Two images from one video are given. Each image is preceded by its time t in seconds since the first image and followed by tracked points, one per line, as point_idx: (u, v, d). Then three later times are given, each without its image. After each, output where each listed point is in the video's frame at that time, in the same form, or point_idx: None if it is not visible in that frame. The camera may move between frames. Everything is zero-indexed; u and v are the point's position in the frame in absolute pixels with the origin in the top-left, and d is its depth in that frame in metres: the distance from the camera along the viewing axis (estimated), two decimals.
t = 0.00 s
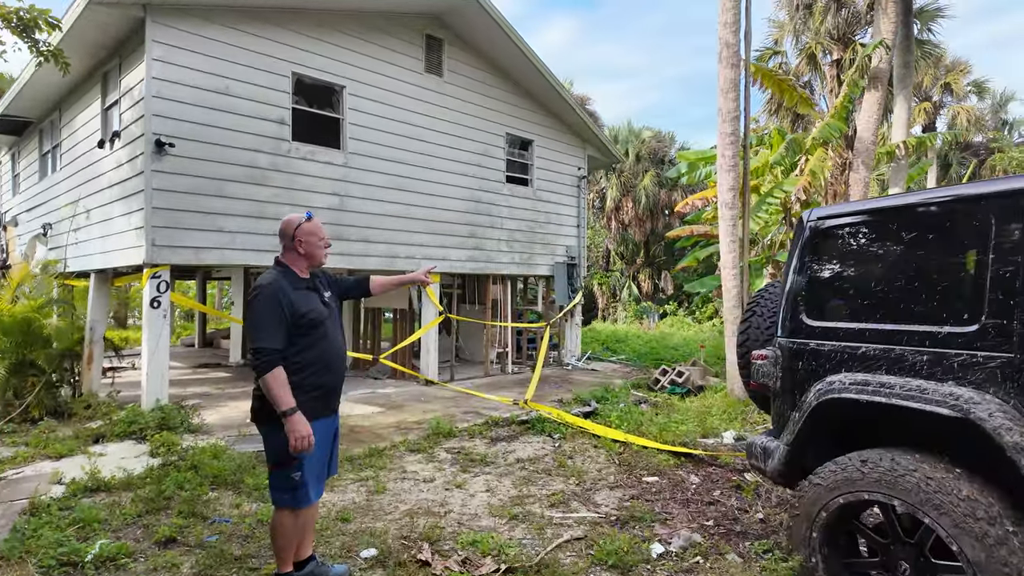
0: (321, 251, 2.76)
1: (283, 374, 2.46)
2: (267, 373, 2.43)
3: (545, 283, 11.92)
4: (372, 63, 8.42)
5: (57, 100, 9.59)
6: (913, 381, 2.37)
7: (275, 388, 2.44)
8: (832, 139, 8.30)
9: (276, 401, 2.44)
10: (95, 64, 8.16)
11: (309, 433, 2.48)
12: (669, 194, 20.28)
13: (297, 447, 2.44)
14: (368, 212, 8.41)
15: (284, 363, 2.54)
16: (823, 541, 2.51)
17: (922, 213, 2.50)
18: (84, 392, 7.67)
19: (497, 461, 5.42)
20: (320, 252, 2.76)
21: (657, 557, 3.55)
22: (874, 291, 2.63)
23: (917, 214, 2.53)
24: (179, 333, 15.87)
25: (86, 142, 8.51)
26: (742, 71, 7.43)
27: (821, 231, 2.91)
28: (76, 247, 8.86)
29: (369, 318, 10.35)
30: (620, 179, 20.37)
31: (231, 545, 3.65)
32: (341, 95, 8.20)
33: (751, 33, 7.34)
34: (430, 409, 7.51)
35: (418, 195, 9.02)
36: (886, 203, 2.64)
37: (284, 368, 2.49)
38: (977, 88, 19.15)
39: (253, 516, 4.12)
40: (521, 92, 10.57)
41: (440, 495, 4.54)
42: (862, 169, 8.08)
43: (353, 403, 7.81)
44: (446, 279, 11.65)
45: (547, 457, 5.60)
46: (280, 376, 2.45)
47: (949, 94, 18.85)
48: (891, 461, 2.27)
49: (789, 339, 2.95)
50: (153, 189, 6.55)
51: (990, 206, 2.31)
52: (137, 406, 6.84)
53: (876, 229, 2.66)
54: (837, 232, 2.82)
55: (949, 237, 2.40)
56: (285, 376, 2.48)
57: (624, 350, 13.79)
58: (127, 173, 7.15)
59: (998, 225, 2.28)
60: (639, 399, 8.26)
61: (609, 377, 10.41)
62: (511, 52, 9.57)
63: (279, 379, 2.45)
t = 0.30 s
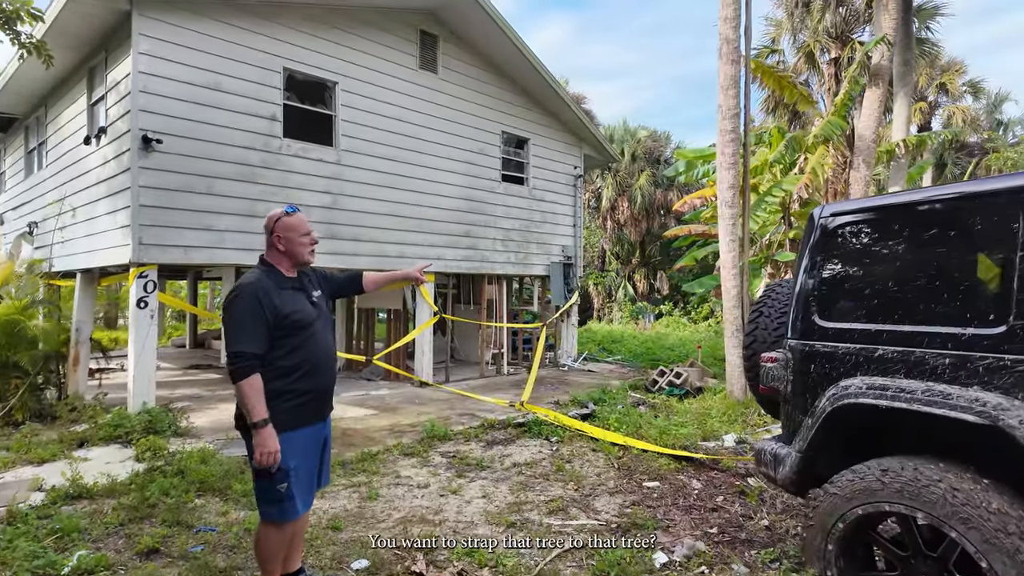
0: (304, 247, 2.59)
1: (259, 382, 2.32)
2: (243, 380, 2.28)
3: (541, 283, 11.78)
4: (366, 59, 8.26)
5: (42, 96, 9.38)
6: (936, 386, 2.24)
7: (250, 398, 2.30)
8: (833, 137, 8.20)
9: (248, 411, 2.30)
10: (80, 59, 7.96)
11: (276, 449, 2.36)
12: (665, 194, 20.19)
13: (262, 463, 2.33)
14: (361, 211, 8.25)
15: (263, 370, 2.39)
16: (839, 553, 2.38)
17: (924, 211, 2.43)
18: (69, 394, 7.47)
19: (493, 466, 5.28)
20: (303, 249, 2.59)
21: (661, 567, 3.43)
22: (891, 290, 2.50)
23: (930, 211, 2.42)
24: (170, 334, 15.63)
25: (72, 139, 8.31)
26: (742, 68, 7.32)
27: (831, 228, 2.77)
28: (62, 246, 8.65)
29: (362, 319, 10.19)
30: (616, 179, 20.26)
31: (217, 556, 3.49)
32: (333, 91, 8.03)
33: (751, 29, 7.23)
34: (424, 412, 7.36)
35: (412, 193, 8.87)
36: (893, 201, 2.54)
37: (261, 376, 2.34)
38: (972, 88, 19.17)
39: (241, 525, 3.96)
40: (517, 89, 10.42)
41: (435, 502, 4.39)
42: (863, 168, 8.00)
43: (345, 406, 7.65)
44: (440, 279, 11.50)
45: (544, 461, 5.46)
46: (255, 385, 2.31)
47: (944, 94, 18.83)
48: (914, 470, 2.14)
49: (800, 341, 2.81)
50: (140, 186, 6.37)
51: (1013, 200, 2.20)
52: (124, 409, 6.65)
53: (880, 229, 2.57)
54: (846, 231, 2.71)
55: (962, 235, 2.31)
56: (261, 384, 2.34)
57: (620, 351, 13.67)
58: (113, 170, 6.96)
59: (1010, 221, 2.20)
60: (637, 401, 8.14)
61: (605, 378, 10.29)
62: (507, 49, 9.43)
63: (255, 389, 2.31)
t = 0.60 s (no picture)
0: (267, 239, 2.40)
1: (218, 387, 2.15)
2: (201, 384, 2.12)
3: (532, 283, 11.63)
4: (353, 53, 8.08)
5: (19, 90, 9.09)
6: (956, 388, 2.12)
7: (207, 404, 2.13)
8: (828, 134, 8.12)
9: (205, 418, 2.14)
10: (57, 51, 7.70)
11: (236, 460, 2.18)
12: (655, 193, 20.13)
13: (218, 475, 2.15)
14: (348, 208, 8.06)
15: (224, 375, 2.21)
16: (852, 563, 2.26)
17: (931, 205, 2.36)
18: (45, 397, 7.21)
19: (484, 470, 5.12)
20: (267, 242, 2.41)
21: None
22: (906, 287, 2.38)
23: (946, 206, 2.32)
24: (153, 335, 15.30)
25: (49, 133, 8.04)
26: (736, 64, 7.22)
27: (840, 224, 2.66)
28: (38, 244, 8.38)
29: (350, 318, 9.99)
30: (606, 179, 20.17)
31: (194, 569, 3.31)
32: (320, 86, 7.84)
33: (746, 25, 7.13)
34: (412, 414, 7.19)
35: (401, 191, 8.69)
36: (904, 195, 2.45)
37: (222, 380, 2.17)
38: (959, 90, 19.31)
39: (220, 534, 3.77)
40: (508, 86, 10.27)
41: (424, 508, 4.23)
42: (857, 166, 7.94)
43: (331, 408, 7.45)
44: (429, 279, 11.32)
45: (536, 464, 5.31)
46: (214, 390, 2.14)
47: (931, 95, 18.93)
48: (936, 477, 2.04)
49: (808, 341, 2.69)
50: (118, 182, 6.14)
51: None
52: (101, 413, 6.41)
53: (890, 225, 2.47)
54: (856, 227, 2.60)
55: (977, 230, 2.21)
56: (221, 389, 2.17)
57: (610, 351, 13.55)
58: (91, 165, 6.72)
59: None
60: (629, 402, 8.01)
61: (596, 378, 10.17)
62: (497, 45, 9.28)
63: (214, 393, 2.14)
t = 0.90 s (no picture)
0: (221, 233, 2.18)
1: (165, 398, 1.96)
2: (145, 395, 1.93)
3: (507, 282, 11.47)
4: (325, 45, 7.80)
5: None
6: (969, 392, 2.03)
7: (152, 418, 1.93)
8: (806, 135, 8.15)
9: (152, 433, 1.94)
10: (7, 35, 7.23)
11: (189, 479, 1.97)
12: (628, 194, 20.15)
13: (167, 495, 1.93)
14: (319, 205, 7.78)
15: (173, 385, 2.03)
16: None
17: (940, 203, 2.27)
18: None
19: (462, 476, 4.93)
20: (223, 235, 2.19)
21: None
22: (914, 287, 2.29)
23: (955, 205, 2.23)
24: (111, 336, 14.67)
25: None
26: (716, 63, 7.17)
27: (843, 222, 2.56)
28: None
29: (320, 319, 9.69)
30: (579, 178, 20.11)
31: None
32: (290, 77, 7.54)
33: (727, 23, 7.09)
34: (386, 417, 6.95)
35: (374, 188, 8.43)
36: (910, 193, 2.36)
37: (169, 391, 1.98)
38: (922, 96, 19.82)
39: (181, 552, 3.51)
40: (484, 83, 10.08)
41: (401, 519, 4.03)
42: (832, 167, 7.97)
43: (300, 412, 7.16)
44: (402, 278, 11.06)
45: (516, 469, 5.14)
46: (160, 402, 1.94)
47: (896, 100, 19.36)
48: (954, 488, 1.98)
49: (808, 342, 2.59)
50: (73, 175, 5.77)
51: None
52: (52, 419, 6.01)
53: (896, 225, 2.38)
54: (859, 225, 2.50)
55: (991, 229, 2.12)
56: (169, 401, 1.97)
57: (585, 351, 13.46)
58: (42, 156, 6.32)
59: None
60: (607, 403, 7.90)
61: (572, 379, 10.05)
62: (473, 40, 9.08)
63: (160, 405, 1.95)
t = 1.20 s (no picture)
0: (163, 226, 2.00)
1: (85, 412, 1.77)
2: (61, 408, 1.74)
3: (468, 283, 11.33)
4: (279, 36, 7.50)
5: None
6: (947, 393, 2.02)
7: (67, 435, 1.74)
8: (766, 138, 8.29)
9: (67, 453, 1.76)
10: None
11: (104, 507, 1.78)
12: (588, 195, 20.26)
13: (78, 525, 1.75)
14: (272, 202, 7.48)
15: (97, 397, 1.84)
16: None
17: (914, 204, 2.26)
18: None
19: (426, 483, 4.78)
20: (164, 229, 2.01)
21: None
22: (890, 289, 2.28)
23: (932, 206, 2.22)
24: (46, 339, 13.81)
25: None
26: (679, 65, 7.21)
27: (817, 222, 2.53)
28: None
29: (273, 320, 9.34)
30: (539, 178, 20.09)
31: None
32: (241, 68, 7.21)
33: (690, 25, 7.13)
34: (344, 422, 6.72)
35: (330, 185, 8.17)
36: (884, 194, 2.34)
37: (91, 403, 1.79)
38: (868, 104, 20.62)
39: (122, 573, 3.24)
40: (444, 80, 9.92)
41: (363, 530, 3.85)
42: (790, 170, 8.14)
43: (253, 418, 6.86)
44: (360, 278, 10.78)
45: (481, 474, 5.02)
46: (78, 416, 1.75)
47: (843, 108, 20.07)
48: (933, 490, 1.97)
49: (783, 343, 2.57)
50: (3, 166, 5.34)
51: None
52: None
53: (870, 225, 2.37)
54: (833, 225, 2.48)
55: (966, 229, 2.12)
56: (90, 415, 1.78)
57: (546, 351, 13.43)
58: None
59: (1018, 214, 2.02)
60: (571, 404, 7.86)
61: (535, 380, 9.98)
62: (434, 36, 8.91)
63: (79, 419, 1.76)
